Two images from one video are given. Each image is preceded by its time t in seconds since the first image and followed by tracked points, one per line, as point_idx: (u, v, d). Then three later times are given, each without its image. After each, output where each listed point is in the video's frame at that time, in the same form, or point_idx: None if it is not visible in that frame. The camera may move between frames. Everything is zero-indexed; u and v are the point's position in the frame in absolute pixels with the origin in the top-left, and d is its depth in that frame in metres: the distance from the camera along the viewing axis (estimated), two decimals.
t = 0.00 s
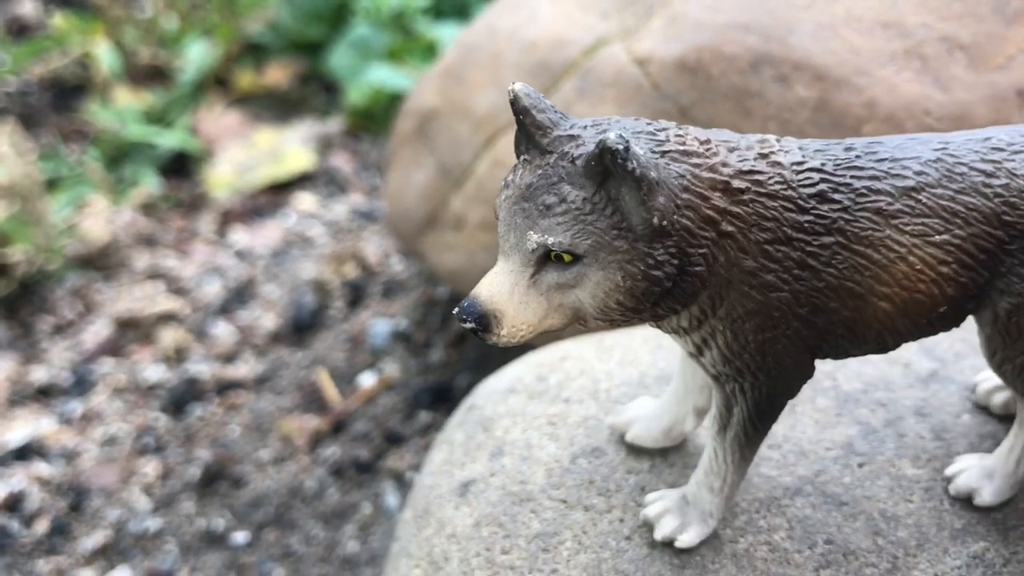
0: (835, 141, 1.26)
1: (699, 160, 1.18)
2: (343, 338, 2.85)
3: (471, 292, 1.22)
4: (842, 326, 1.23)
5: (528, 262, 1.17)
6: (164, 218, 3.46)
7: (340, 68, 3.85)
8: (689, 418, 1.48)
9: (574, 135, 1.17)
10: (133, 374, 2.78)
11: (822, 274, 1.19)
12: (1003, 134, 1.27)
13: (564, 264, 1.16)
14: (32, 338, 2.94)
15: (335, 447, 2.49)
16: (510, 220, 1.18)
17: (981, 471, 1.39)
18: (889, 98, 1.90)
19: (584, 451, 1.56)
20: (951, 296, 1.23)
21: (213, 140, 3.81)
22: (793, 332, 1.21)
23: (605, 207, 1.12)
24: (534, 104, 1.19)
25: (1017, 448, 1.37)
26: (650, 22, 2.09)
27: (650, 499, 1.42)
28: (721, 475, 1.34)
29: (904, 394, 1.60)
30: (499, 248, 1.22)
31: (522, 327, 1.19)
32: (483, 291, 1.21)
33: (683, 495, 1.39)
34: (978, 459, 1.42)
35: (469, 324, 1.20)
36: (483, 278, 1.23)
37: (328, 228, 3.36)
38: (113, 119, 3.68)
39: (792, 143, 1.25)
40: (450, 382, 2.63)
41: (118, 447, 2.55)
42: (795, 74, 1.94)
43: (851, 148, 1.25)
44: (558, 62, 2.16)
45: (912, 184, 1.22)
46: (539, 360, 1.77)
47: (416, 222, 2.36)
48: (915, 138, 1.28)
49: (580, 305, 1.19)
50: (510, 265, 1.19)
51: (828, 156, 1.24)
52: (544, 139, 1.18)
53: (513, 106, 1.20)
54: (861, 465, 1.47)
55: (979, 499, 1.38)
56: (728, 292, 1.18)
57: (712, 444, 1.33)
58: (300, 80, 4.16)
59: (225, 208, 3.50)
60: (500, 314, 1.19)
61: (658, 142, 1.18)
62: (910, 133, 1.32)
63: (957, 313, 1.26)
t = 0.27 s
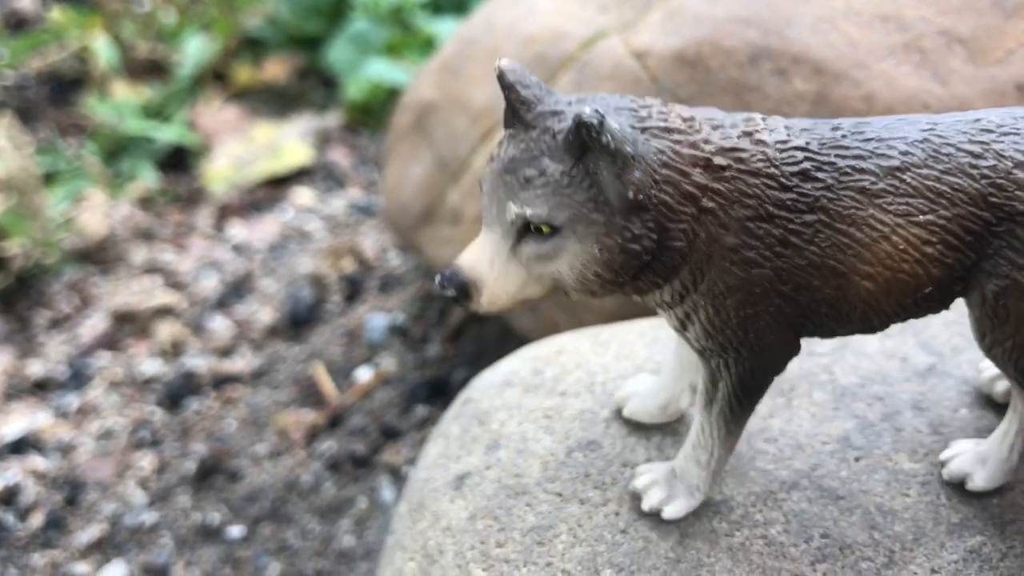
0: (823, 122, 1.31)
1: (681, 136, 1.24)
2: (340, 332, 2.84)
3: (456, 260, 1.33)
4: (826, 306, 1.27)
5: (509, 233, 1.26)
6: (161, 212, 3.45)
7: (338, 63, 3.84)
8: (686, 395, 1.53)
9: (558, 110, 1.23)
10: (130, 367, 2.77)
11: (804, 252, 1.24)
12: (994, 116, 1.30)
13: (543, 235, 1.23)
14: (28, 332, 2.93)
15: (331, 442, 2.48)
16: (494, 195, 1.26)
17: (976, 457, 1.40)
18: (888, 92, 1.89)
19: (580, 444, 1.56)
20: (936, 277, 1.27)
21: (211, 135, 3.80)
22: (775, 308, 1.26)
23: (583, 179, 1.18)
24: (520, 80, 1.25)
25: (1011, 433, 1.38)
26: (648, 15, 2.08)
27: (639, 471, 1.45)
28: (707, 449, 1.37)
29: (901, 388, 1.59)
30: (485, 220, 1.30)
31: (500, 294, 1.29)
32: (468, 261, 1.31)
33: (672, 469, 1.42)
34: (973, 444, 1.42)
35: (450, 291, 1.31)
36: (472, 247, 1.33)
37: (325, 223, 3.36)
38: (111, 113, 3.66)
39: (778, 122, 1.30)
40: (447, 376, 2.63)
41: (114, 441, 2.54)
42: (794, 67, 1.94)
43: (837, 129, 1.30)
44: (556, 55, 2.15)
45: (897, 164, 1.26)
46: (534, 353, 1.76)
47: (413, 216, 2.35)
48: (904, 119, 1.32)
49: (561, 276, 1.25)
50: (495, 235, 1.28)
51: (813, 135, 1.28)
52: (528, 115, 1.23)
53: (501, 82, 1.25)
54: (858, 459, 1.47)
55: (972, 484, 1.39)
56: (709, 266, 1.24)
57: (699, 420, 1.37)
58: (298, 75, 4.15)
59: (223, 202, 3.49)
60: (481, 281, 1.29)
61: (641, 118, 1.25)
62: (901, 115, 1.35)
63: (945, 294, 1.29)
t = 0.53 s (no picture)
0: (816, 59, 1.35)
1: (668, 53, 1.30)
2: (337, 323, 2.82)
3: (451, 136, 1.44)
4: (790, 233, 1.33)
5: (495, 118, 1.37)
6: (158, 203, 3.43)
7: (336, 56, 3.83)
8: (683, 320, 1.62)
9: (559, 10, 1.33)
10: (126, 358, 2.75)
11: (771, 179, 1.30)
12: (987, 77, 1.31)
13: (524, 125, 1.35)
14: (24, 322, 2.91)
15: (328, 432, 2.47)
16: (488, 79, 1.37)
17: (945, 420, 1.42)
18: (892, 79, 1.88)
19: (580, 431, 1.54)
20: (903, 225, 1.30)
21: (208, 126, 3.77)
22: (739, 230, 1.33)
23: (560, 75, 1.28)
24: None
25: (982, 404, 1.39)
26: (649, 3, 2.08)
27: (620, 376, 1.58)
28: (677, 357, 1.48)
29: (905, 376, 1.58)
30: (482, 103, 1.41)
31: (480, 173, 1.39)
32: (456, 137, 1.42)
33: (647, 375, 1.54)
34: (949, 409, 1.44)
35: (437, 163, 1.42)
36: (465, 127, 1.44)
37: (323, 214, 3.34)
38: (109, 104, 3.67)
39: (771, 54, 1.35)
40: (445, 366, 2.61)
41: (110, 431, 2.53)
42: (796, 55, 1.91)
43: (827, 67, 1.34)
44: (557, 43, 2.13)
45: (874, 108, 1.29)
46: (534, 341, 1.74)
47: (412, 205, 2.34)
48: (898, 68, 1.34)
49: (536, 166, 1.36)
50: (484, 119, 1.39)
51: (801, 70, 1.33)
52: (532, 12, 1.33)
53: None
54: (861, 448, 1.45)
55: (936, 445, 1.42)
56: (678, 177, 1.32)
57: (673, 327, 1.47)
58: (297, 67, 4.10)
59: (220, 193, 3.47)
60: (463, 160, 1.40)
61: (630, 29, 1.30)
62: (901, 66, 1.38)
63: (914, 245, 1.32)
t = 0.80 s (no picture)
0: (824, 53, 1.36)
1: (677, 47, 1.31)
2: (335, 316, 2.82)
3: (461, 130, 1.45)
4: (799, 226, 1.35)
5: (504, 113, 1.38)
6: (156, 196, 3.42)
7: (334, 50, 3.81)
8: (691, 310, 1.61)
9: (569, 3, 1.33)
10: (124, 350, 2.75)
11: (780, 173, 1.31)
12: (996, 70, 1.33)
13: (533, 120, 1.36)
14: (21, 314, 2.90)
15: (325, 425, 2.47)
16: (496, 74, 1.38)
17: (948, 406, 1.43)
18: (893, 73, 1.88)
19: (580, 422, 1.54)
20: (910, 216, 1.32)
21: (207, 120, 3.77)
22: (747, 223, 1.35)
23: (570, 71, 1.29)
24: None
25: (985, 389, 1.41)
26: None
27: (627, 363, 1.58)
28: (685, 349, 1.50)
29: (904, 368, 1.58)
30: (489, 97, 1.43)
31: (492, 169, 1.41)
32: (464, 132, 1.44)
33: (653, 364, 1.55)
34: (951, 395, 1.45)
35: (447, 158, 1.44)
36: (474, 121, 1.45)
37: (321, 208, 3.33)
38: (109, 98, 3.66)
39: (779, 48, 1.36)
40: (443, 360, 2.61)
41: (107, 423, 2.52)
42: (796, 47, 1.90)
43: (836, 61, 1.35)
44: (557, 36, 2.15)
45: (883, 102, 1.30)
46: (533, 332, 1.74)
47: (411, 198, 2.33)
48: (907, 62, 1.36)
49: (545, 161, 1.38)
50: (491, 115, 1.40)
51: (810, 64, 1.34)
52: (541, 5, 1.34)
53: None
54: (861, 439, 1.45)
55: (941, 430, 1.43)
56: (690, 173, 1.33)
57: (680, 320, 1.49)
58: (296, 62, 4.09)
59: (218, 186, 3.46)
60: (473, 156, 1.42)
61: (638, 23, 1.31)
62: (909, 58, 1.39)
63: (921, 236, 1.34)
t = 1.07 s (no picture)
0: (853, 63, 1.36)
1: (734, 71, 1.24)
2: (336, 318, 2.84)
3: (518, 196, 1.27)
4: (863, 237, 1.31)
5: (576, 164, 1.23)
6: (157, 197, 3.44)
7: (334, 51, 3.82)
8: (711, 349, 1.56)
9: (616, 47, 1.24)
10: (125, 351, 2.76)
11: (843, 183, 1.28)
12: (1006, 58, 1.41)
13: (610, 166, 1.23)
14: (23, 315, 2.92)
15: (327, 428, 2.49)
16: (558, 126, 1.24)
17: (990, 392, 1.48)
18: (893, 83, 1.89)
19: (582, 429, 1.56)
20: (962, 207, 1.33)
21: (207, 121, 3.78)
22: (818, 241, 1.29)
23: (649, 107, 1.20)
24: (577, 20, 1.26)
25: None
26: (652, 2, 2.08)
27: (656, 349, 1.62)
28: (747, 391, 1.41)
29: (903, 375, 1.59)
30: (548, 156, 1.27)
31: (572, 226, 1.24)
32: (533, 193, 1.26)
33: (710, 416, 1.47)
34: (985, 382, 1.51)
35: (519, 224, 1.25)
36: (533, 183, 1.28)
37: (322, 210, 3.35)
38: (107, 98, 3.68)
39: (813, 63, 1.33)
40: (444, 363, 2.63)
41: (109, 424, 2.53)
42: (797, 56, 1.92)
43: (867, 70, 1.35)
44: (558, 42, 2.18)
45: (926, 98, 1.33)
46: (536, 338, 1.75)
47: (413, 203, 2.35)
48: (924, 62, 1.40)
49: (623, 207, 1.24)
50: (560, 169, 1.25)
51: (846, 75, 1.33)
52: (588, 51, 1.24)
53: (559, 22, 1.26)
54: (860, 446, 1.47)
55: (990, 417, 1.46)
56: (761, 201, 1.25)
57: (739, 362, 1.40)
58: (295, 63, 4.11)
59: (219, 188, 3.48)
60: (551, 215, 1.24)
61: (696, 53, 1.24)
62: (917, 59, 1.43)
63: (967, 225, 1.36)
